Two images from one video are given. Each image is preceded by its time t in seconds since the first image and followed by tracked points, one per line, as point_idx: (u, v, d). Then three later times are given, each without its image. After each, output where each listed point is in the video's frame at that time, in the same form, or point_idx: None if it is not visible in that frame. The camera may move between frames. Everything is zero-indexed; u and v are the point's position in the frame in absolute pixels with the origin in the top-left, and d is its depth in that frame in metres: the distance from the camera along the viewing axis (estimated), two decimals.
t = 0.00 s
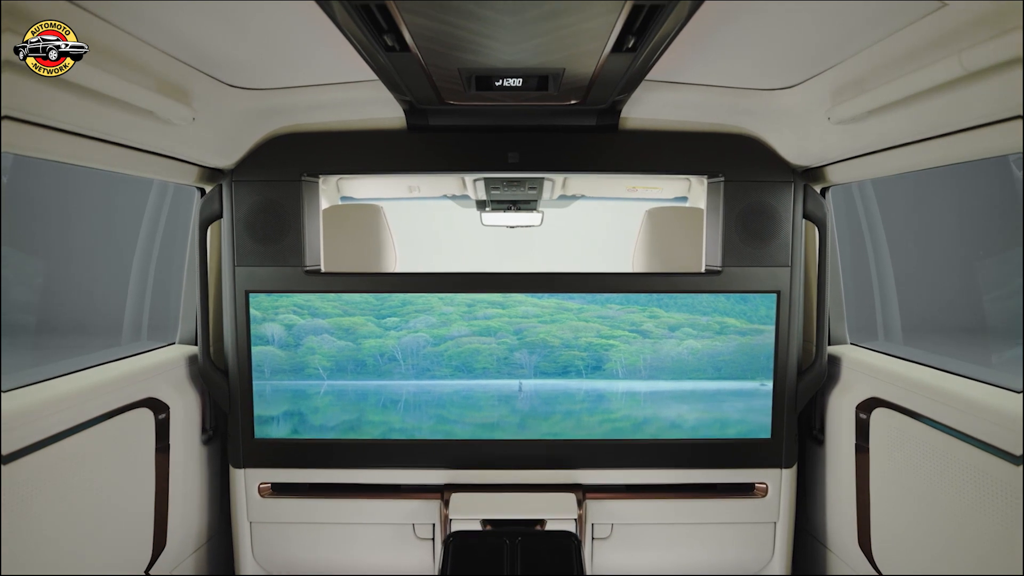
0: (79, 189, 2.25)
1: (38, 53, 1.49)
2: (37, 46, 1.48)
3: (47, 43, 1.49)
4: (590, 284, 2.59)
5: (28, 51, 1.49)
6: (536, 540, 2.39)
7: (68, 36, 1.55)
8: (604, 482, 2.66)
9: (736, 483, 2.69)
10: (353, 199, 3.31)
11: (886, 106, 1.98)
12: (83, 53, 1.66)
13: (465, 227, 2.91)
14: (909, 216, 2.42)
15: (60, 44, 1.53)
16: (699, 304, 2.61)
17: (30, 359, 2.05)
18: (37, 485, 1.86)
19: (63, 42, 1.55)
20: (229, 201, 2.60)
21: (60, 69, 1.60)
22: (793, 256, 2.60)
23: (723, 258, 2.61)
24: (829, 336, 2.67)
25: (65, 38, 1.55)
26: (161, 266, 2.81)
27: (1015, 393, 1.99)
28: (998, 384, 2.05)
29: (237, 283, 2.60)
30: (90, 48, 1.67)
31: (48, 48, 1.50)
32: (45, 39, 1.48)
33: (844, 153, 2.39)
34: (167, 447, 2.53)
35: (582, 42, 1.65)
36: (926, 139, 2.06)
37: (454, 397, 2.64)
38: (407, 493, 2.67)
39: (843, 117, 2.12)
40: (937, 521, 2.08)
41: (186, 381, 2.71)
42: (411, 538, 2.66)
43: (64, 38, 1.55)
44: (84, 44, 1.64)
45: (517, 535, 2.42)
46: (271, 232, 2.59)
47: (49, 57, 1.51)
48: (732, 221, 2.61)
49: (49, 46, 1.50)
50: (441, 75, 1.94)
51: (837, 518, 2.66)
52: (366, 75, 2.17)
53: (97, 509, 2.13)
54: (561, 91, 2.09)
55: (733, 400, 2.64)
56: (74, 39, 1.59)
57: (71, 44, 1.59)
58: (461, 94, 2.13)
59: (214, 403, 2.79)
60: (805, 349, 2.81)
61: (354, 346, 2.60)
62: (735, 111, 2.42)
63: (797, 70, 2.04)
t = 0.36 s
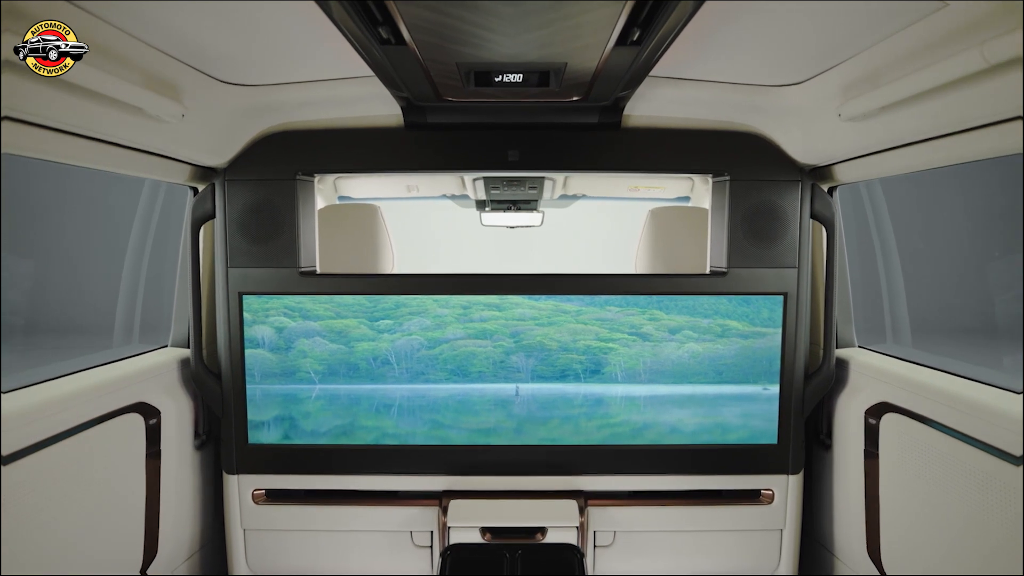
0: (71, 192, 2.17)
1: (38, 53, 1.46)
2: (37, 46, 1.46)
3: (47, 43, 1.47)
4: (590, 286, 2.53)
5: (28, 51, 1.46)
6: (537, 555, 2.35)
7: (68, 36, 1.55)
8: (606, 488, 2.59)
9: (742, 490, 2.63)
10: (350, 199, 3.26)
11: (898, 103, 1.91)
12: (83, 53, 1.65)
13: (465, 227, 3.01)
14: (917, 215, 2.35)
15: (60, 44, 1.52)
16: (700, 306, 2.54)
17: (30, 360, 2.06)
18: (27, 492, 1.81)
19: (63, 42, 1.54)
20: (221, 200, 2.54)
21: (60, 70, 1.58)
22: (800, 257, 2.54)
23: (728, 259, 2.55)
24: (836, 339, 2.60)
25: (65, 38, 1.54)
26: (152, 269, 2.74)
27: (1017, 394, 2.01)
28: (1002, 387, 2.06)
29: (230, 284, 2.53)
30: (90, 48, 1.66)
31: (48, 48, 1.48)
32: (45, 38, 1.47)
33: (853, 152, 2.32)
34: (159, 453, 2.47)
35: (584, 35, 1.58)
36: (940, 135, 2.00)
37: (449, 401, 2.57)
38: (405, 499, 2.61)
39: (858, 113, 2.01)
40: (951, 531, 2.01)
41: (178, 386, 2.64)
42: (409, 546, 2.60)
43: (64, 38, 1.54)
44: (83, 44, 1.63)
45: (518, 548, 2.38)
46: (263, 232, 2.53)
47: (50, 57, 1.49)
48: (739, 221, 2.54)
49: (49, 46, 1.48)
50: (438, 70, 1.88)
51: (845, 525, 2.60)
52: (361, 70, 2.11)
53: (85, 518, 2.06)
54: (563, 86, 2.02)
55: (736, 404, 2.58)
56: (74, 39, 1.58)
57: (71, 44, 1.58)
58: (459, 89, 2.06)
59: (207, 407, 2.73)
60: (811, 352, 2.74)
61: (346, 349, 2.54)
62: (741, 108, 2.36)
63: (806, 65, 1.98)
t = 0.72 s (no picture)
0: (63, 190, 2.13)
1: (38, 53, 1.47)
2: (37, 46, 1.46)
3: (47, 43, 1.47)
4: (591, 287, 2.47)
5: (28, 51, 1.47)
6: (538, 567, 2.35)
7: (68, 37, 1.54)
8: (608, 494, 2.54)
9: (747, 496, 2.57)
10: (348, 198, 3.18)
11: (910, 99, 1.86)
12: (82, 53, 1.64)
13: (466, 228, 2.86)
14: (925, 215, 2.30)
15: (59, 44, 1.52)
16: (701, 308, 2.49)
17: (30, 361, 2.03)
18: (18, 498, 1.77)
19: (63, 42, 1.53)
20: (214, 199, 2.48)
21: (60, 69, 1.58)
22: (807, 257, 2.48)
23: (733, 260, 2.49)
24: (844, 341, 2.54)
25: (65, 38, 1.54)
26: (144, 271, 2.68)
27: (1017, 394, 2.00)
28: (1002, 387, 2.04)
29: (223, 286, 2.47)
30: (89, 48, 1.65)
31: (48, 48, 1.48)
32: (45, 39, 1.47)
33: (863, 149, 2.26)
34: (150, 458, 2.41)
35: (586, 28, 1.53)
36: (953, 133, 1.94)
37: (443, 405, 2.51)
38: (403, 506, 2.55)
39: (867, 109, 1.97)
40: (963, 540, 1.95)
41: (171, 390, 2.58)
42: (407, 554, 2.54)
43: (64, 38, 1.54)
44: (83, 44, 1.63)
45: (518, 561, 2.39)
46: (256, 232, 2.47)
47: (49, 57, 1.50)
48: (745, 221, 2.48)
49: (49, 46, 1.48)
50: (436, 65, 1.82)
51: (852, 532, 2.54)
52: (357, 66, 2.05)
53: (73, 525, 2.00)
54: (564, 82, 1.97)
55: (738, 408, 2.52)
56: (75, 39, 1.58)
57: (71, 44, 1.57)
58: (458, 85, 2.01)
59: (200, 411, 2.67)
60: (818, 355, 2.68)
61: (338, 352, 2.49)
62: (747, 105, 2.30)
63: (814, 61, 1.93)
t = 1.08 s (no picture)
0: (62, 190, 2.08)
1: (38, 53, 1.45)
2: (37, 46, 1.45)
3: (47, 43, 1.45)
4: (592, 288, 2.41)
5: (28, 51, 1.46)
6: None
7: (68, 36, 1.51)
8: (610, 501, 2.48)
9: (753, 502, 2.52)
10: (345, 198, 3.11)
11: (924, 96, 1.80)
12: (83, 53, 1.61)
13: (466, 231, 3.04)
14: (933, 215, 2.24)
15: (60, 44, 1.49)
16: (702, 310, 2.43)
17: (34, 362, 2.05)
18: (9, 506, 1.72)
19: (63, 42, 1.51)
20: (207, 198, 2.42)
21: (60, 70, 1.55)
22: (814, 258, 2.42)
23: (738, 261, 2.43)
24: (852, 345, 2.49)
25: (65, 38, 1.51)
26: (137, 272, 2.62)
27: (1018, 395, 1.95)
28: (1001, 387, 2.01)
29: (216, 287, 2.42)
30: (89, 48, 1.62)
31: (48, 48, 1.46)
32: (45, 39, 1.44)
33: (872, 147, 2.20)
34: (142, 464, 2.35)
35: (590, 19, 1.47)
36: (966, 130, 1.88)
37: (438, 410, 2.46)
38: (400, 512, 2.50)
39: (877, 106, 1.92)
40: (978, 550, 1.89)
41: (163, 394, 2.52)
42: (405, 561, 2.48)
43: (65, 38, 1.51)
44: (84, 44, 1.60)
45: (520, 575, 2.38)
46: (249, 233, 2.41)
47: (49, 57, 1.47)
48: (751, 221, 2.43)
49: (50, 46, 1.46)
50: (434, 59, 1.76)
51: (860, 540, 2.48)
52: (353, 62, 1.99)
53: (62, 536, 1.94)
54: (566, 77, 1.91)
55: (739, 413, 2.46)
56: (74, 39, 1.55)
57: (71, 44, 1.55)
58: (457, 81, 1.95)
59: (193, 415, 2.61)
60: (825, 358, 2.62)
61: (330, 355, 2.43)
62: (754, 101, 2.24)
63: (826, 57, 1.87)
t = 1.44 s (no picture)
0: (58, 189, 2.03)
1: (38, 53, 1.42)
2: (37, 46, 1.42)
3: (47, 43, 1.43)
4: (592, 289, 2.36)
5: (28, 51, 1.43)
6: None
7: (68, 36, 1.50)
8: (612, 506, 2.43)
9: (758, 508, 2.47)
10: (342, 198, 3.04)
11: (935, 91, 1.73)
12: (82, 53, 1.60)
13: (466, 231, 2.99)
14: (939, 214, 2.20)
15: (60, 44, 1.47)
16: (702, 312, 2.38)
17: (34, 362, 2.03)
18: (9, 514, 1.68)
19: (63, 42, 1.49)
20: (201, 198, 2.37)
21: (60, 69, 1.53)
22: (821, 259, 2.37)
23: (743, 262, 2.39)
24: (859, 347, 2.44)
25: (65, 38, 1.49)
26: (130, 273, 2.57)
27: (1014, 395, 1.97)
28: (1002, 388, 2.01)
29: (210, 288, 2.37)
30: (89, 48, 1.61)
31: (48, 48, 1.44)
32: (45, 38, 1.42)
33: (881, 146, 2.15)
34: (134, 469, 2.30)
35: (594, 13, 1.42)
36: (980, 128, 1.83)
37: (433, 414, 2.41)
38: (397, 518, 2.45)
39: (889, 102, 1.85)
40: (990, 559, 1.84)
41: (156, 398, 2.47)
42: (403, 568, 2.43)
43: (64, 38, 1.49)
44: (83, 44, 1.58)
45: None
46: (243, 233, 2.36)
47: (49, 57, 1.45)
48: (756, 222, 2.38)
49: (50, 46, 1.44)
50: (432, 54, 1.71)
51: (867, 546, 2.43)
52: (349, 58, 1.94)
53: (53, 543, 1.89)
54: (568, 74, 1.86)
55: (739, 417, 2.41)
56: (74, 39, 1.53)
57: (71, 44, 1.53)
58: (456, 77, 1.90)
59: (187, 419, 2.56)
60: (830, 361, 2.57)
61: (323, 358, 2.38)
62: (760, 99, 2.19)
63: (835, 54, 1.82)
